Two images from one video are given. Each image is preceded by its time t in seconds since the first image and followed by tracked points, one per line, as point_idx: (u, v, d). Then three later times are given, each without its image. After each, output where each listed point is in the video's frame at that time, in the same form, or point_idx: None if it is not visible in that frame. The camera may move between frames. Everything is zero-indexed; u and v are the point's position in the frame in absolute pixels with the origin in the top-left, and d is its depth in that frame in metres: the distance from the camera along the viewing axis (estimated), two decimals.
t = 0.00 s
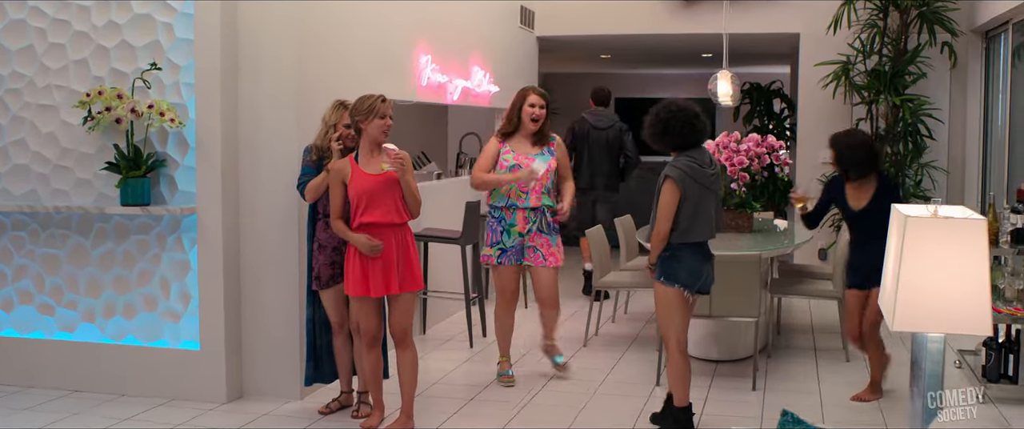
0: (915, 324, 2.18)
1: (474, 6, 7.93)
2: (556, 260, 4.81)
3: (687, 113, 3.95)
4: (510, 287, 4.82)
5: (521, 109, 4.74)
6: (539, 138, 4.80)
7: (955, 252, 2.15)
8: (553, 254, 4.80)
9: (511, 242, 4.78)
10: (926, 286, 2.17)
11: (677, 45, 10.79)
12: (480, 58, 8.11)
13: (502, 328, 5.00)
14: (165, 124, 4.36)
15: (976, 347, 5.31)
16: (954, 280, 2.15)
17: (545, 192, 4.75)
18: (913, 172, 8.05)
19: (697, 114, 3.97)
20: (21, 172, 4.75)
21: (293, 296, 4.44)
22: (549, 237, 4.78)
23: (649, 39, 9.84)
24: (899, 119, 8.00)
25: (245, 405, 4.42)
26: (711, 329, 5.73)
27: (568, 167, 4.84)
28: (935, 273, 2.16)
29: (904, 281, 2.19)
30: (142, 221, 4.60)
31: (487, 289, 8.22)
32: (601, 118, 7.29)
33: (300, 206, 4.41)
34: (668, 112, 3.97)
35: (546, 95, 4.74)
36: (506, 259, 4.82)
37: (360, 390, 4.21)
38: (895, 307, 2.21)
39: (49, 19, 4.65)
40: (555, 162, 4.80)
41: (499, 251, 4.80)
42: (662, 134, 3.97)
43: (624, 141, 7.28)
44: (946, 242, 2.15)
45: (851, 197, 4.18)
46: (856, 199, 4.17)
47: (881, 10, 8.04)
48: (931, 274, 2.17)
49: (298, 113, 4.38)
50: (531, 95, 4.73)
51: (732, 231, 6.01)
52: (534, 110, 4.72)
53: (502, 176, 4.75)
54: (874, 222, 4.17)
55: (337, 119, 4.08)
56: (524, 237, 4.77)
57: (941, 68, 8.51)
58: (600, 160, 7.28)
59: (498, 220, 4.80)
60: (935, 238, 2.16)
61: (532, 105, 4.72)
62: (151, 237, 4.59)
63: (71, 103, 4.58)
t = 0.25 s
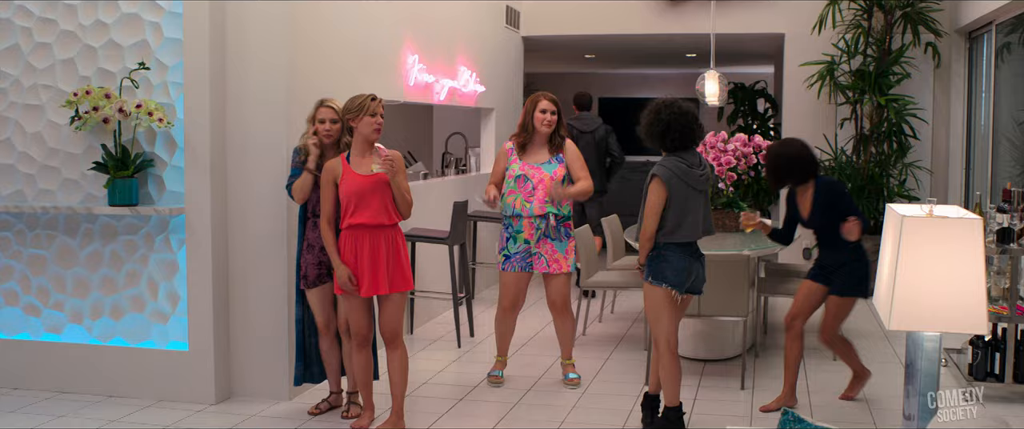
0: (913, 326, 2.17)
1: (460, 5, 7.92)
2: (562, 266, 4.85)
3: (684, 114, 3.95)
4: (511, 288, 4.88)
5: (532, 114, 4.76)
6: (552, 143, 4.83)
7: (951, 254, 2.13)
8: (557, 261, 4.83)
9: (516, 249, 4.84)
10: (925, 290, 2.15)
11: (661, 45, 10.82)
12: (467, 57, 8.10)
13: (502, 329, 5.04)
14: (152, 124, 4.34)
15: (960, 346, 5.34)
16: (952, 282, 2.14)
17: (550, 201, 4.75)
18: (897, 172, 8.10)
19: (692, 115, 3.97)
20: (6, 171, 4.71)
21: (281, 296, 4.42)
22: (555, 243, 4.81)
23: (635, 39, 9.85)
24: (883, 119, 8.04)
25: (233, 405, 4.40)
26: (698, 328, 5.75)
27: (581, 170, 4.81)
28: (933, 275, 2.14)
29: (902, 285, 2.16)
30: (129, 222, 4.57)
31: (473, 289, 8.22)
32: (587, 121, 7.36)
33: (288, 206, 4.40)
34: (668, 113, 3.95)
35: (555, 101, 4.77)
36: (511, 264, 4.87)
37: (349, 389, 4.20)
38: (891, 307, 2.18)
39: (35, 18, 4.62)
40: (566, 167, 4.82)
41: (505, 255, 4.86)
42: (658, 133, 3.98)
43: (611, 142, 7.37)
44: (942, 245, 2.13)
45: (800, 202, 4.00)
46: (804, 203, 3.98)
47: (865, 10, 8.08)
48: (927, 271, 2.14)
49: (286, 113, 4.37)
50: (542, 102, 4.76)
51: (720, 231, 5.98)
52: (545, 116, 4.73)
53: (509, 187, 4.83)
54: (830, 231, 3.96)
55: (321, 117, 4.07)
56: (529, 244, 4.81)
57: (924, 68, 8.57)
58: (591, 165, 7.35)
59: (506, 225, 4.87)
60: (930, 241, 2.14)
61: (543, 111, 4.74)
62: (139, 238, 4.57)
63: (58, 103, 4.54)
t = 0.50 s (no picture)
0: (906, 321, 2.26)
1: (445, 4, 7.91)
2: (560, 244, 4.88)
3: (673, 114, 3.98)
4: (506, 275, 4.93)
5: (525, 94, 4.75)
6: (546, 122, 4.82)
7: (941, 252, 2.23)
8: (557, 238, 4.86)
9: (515, 227, 4.85)
10: (917, 286, 2.25)
11: (644, 44, 10.84)
12: (451, 56, 8.09)
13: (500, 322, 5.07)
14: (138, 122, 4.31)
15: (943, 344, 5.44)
16: (942, 279, 2.24)
17: (549, 177, 4.79)
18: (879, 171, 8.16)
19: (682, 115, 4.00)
20: None
21: (268, 295, 4.41)
22: (554, 222, 4.84)
23: (618, 38, 9.87)
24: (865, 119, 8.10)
25: (220, 405, 4.38)
26: (684, 327, 5.77)
27: (575, 148, 4.83)
28: (924, 272, 2.23)
29: (896, 282, 2.26)
30: (114, 220, 4.54)
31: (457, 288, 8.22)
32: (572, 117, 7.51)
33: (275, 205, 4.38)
34: (656, 111, 3.97)
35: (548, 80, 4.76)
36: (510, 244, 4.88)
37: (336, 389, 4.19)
38: (885, 306, 2.28)
39: (19, 15, 4.58)
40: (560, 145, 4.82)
41: (503, 236, 4.87)
42: (648, 132, 3.98)
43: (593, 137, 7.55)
44: (933, 243, 2.23)
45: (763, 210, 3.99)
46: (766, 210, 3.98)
47: (847, 10, 8.14)
48: (920, 272, 2.24)
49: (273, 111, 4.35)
50: (534, 81, 4.75)
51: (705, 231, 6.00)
52: (538, 95, 4.73)
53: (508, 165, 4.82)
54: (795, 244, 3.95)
55: (301, 119, 4.01)
56: (527, 222, 4.83)
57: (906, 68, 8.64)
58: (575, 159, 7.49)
59: (502, 205, 4.87)
60: (923, 240, 2.23)
61: (536, 90, 4.73)
62: (125, 237, 4.54)
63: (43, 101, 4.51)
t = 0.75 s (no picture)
0: (903, 322, 2.13)
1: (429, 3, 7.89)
2: (548, 253, 4.89)
3: (662, 114, 3.99)
4: (491, 279, 4.93)
5: (506, 101, 4.78)
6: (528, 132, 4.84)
7: (937, 249, 2.10)
8: (544, 248, 4.88)
9: (499, 241, 4.85)
10: (913, 286, 2.12)
11: (626, 43, 10.86)
12: (436, 54, 8.08)
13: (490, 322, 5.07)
14: (125, 120, 4.29)
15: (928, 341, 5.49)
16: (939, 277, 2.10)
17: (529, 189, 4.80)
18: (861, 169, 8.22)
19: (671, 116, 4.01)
20: None
21: (255, 293, 4.39)
22: (537, 233, 4.85)
23: (601, 36, 9.87)
24: (848, 117, 8.15)
25: (208, 404, 4.37)
26: (670, 325, 5.79)
27: (557, 160, 4.87)
28: (921, 269, 2.10)
29: (890, 281, 2.13)
30: (100, 219, 4.50)
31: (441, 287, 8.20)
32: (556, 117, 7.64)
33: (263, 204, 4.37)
34: (643, 110, 3.98)
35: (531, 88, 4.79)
36: (495, 258, 4.88)
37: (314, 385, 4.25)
38: (880, 305, 2.15)
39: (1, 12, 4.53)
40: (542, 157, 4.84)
41: (488, 250, 4.87)
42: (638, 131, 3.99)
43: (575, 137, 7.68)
44: (929, 241, 2.10)
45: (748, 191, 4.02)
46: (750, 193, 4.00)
47: (830, 9, 8.18)
48: (915, 270, 2.11)
49: (260, 109, 4.34)
50: (516, 89, 4.78)
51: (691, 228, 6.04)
52: (519, 103, 4.76)
53: (490, 177, 4.83)
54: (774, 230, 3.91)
55: (284, 122, 4.02)
56: (511, 236, 4.84)
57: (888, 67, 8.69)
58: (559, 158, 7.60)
59: (485, 219, 4.87)
60: (918, 237, 2.10)
61: (518, 98, 4.76)
62: (111, 235, 4.51)
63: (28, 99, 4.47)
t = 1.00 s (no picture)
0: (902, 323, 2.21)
1: (417, 4, 7.88)
2: (523, 262, 4.87)
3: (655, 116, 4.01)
4: (478, 285, 4.94)
5: (487, 108, 4.76)
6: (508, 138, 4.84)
7: (938, 252, 2.17)
8: (520, 256, 4.86)
9: (481, 247, 4.86)
10: (914, 288, 2.19)
11: (612, 44, 10.88)
12: (424, 56, 8.08)
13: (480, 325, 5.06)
14: (116, 122, 4.28)
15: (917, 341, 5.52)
16: (938, 280, 2.18)
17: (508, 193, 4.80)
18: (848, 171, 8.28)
19: (663, 118, 4.02)
20: None
21: (246, 296, 4.38)
22: (516, 239, 4.85)
23: (589, 38, 9.89)
24: (835, 119, 8.20)
25: (200, 407, 4.35)
26: (661, 326, 5.80)
27: (536, 165, 4.89)
28: (922, 272, 2.18)
29: (891, 283, 2.20)
30: (90, 221, 4.48)
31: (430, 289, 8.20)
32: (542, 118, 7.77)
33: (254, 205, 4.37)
34: (635, 112, 3.99)
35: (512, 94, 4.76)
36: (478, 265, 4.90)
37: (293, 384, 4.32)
38: (878, 306, 2.22)
39: None
40: (522, 163, 4.86)
41: (470, 256, 4.88)
42: (631, 134, 4.00)
43: (561, 138, 7.81)
44: (932, 244, 2.17)
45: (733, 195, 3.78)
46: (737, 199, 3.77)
47: (817, 11, 8.24)
48: (915, 271, 2.18)
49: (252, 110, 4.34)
50: (497, 96, 4.75)
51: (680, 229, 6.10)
52: (500, 110, 4.74)
53: (468, 183, 4.84)
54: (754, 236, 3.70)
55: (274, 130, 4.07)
56: (493, 242, 4.86)
57: (873, 69, 8.71)
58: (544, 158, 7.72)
59: (467, 223, 4.87)
60: (920, 241, 2.17)
61: (499, 105, 4.74)
62: (101, 238, 4.48)
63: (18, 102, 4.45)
